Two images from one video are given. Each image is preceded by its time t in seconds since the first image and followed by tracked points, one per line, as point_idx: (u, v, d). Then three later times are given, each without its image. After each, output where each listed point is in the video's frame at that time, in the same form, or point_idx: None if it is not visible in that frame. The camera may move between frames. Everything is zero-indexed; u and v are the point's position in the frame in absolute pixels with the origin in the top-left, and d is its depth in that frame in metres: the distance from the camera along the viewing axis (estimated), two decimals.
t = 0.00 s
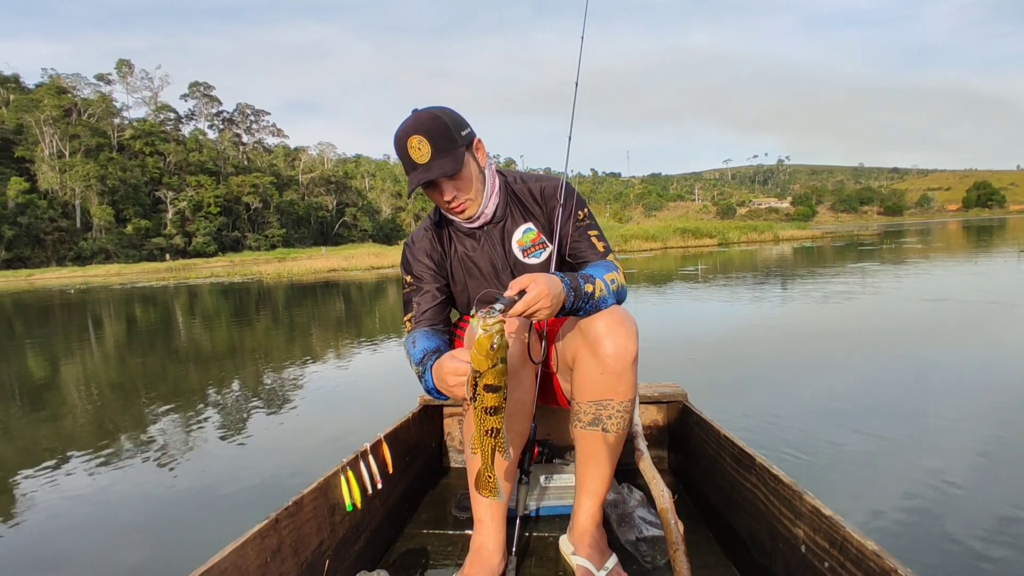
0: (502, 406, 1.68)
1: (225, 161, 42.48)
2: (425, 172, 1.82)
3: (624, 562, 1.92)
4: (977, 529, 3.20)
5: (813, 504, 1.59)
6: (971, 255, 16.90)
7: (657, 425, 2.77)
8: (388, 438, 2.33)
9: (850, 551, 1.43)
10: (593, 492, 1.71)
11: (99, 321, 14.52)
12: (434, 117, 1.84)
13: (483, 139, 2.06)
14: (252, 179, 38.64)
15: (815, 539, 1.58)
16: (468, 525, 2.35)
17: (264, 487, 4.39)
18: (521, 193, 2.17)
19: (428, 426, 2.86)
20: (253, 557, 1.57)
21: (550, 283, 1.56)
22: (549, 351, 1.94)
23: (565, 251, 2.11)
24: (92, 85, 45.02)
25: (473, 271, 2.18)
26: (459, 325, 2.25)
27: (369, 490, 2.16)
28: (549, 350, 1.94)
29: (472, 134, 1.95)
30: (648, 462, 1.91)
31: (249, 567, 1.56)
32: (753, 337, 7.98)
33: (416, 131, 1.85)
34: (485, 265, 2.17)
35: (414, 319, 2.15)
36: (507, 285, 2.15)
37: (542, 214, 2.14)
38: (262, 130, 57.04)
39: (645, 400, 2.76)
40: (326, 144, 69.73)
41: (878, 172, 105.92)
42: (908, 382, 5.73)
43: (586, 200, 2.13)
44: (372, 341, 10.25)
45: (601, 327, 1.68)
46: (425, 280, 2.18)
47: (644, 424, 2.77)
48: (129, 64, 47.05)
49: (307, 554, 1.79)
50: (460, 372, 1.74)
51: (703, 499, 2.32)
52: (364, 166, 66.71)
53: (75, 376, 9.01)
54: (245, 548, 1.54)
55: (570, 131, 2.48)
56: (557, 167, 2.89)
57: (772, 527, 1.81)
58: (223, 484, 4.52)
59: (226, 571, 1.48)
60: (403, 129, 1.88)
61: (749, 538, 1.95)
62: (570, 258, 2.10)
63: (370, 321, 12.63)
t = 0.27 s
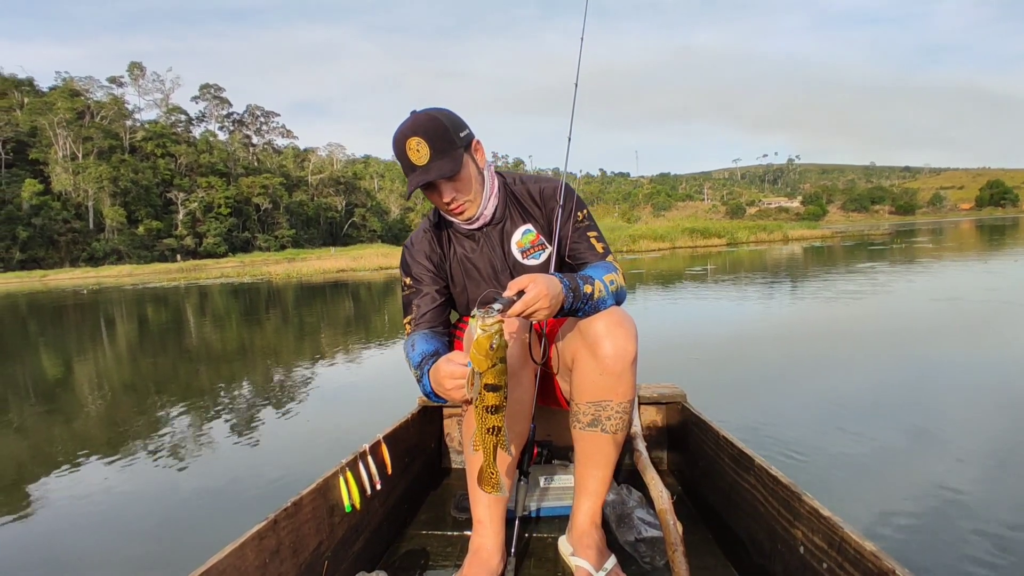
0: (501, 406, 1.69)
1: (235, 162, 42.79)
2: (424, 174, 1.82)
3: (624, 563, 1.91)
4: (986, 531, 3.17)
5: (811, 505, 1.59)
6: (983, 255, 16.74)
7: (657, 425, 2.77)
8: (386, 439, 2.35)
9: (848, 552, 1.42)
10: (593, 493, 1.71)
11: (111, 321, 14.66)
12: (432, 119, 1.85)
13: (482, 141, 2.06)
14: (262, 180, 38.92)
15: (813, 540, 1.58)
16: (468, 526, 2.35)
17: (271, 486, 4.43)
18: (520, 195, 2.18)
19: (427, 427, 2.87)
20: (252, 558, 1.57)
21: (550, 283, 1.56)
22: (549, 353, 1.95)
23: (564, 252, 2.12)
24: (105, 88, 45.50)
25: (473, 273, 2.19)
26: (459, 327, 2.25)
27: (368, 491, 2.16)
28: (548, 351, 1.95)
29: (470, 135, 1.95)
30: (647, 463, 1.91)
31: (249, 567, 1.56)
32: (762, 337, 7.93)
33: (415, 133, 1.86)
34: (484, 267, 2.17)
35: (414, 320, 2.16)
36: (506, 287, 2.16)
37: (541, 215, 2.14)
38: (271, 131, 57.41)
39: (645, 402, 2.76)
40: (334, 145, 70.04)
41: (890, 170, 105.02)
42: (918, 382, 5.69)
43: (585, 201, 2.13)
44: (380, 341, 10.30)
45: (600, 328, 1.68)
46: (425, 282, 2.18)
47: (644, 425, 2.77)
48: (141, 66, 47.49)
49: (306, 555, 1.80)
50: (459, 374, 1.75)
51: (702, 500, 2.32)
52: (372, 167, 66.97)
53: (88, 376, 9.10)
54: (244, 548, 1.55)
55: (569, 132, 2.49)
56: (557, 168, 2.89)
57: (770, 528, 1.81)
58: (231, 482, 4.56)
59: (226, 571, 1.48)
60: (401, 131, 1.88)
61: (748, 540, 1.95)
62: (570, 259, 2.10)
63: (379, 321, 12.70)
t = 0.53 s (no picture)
0: (498, 407, 1.69)
1: (246, 163, 43.11)
2: (423, 175, 1.82)
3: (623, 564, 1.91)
4: (997, 535, 3.13)
5: (809, 505, 1.58)
6: (998, 254, 16.52)
7: (657, 426, 2.77)
8: (386, 440, 2.36)
9: (846, 553, 1.41)
10: (592, 494, 1.71)
11: (124, 321, 14.83)
12: (431, 119, 1.85)
13: (480, 142, 2.06)
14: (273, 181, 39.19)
15: (811, 541, 1.57)
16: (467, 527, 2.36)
17: (279, 485, 4.46)
18: (519, 196, 2.18)
19: (427, 428, 2.88)
20: (250, 558, 1.58)
21: (547, 284, 1.56)
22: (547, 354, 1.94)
23: (563, 252, 2.12)
24: (118, 90, 45.97)
25: (473, 274, 2.19)
26: (459, 328, 2.25)
27: (367, 492, 2.17)
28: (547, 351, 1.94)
29: (470, 135, 1.96)
30: (646, 464, 1.90)
31: (247, 568, 1.57)
32: (773, 337, 7.86)
33: (414, 133, 1.86)
34: (484, 268, 2.17)
35: (414, 321, 2.16)
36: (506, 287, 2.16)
37: (541, 215, 2.14)
38: (282, 132, 57.79)
39: (645, 402, 2.76)
40: (345, 145, 70.36)
41: (903, 169, 103.99)
42: (930, 382, 5.63)
43: (584, 202, 2.14)
44: (389, 341, 10.33)
45: (599, 329, 1.67)
46: (424, 283, 2.18)
47: (644, 425, 2.77)
48: (154, 68, 47.97)
49: (305, 555, 1.81)
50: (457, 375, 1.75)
51: (701, 500, 2.31)
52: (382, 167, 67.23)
53: (102, 374, 9.21)
54: (242, 550, 1.55)
55: (569, 132, 2.49)
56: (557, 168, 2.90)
57: (769, 529, 1.80)
58: (239, 481, 4.60)
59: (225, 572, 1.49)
60: (401, 131, 1.89)
61: (747, 540, 1.94)
62: (569, 259, 2.10)
63: (388, 321, 12.75)
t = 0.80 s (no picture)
0: (496, 409, 1.69)
1: (257, 164, 43.42)
2: (424, 176, 1.83)
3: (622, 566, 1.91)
4: (1010, 537, 3.09)
5: (808, 507, 1.58)
6: (1012, 254, 16.38)
7: (658, 426, 2.77)
8: (386, 441, 2.37)
9: (845, 554, 1.41)
10: (591, 495, 1.71)
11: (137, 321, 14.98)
12: (432, 120, 1.86)
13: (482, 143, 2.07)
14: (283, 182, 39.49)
15: (811, 542, 1.56)
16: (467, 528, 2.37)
17: (287, 485, 4.49)
18: (520, 197, 2.19)
19: (427, 430, 2.90)
20: (249, 559, 1.59)
21: (545, 286, 1.56)
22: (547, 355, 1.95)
23: (564, 254, 2.12)
24: (131, 92, 46.45)
25: (473, 275, 2.20)
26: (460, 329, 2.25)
27: (367, 493, 2.18)
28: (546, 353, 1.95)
29: (471, 137, 1.97)
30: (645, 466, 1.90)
31: (246, 569, 1.58)
32: (782, 338, 7.81)
33: (416, 134, 1.87)
34: (484, 269, 2.18)
35: (415, 323, 2.16)
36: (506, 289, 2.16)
37: (541, 217, 2.15)
38: (292, 133, 58.18)
39: (645, 404, 2.76)
40: (354, 147, 70.72)
41: (915, 169, 103.11)
42: (941, 384, 5.58)
43: (584, 203, 2.14)
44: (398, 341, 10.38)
45: (598, 330, 1.67)
46: (425, 284, 2.19)
47: (644, 427, 2.78)
48: (166, 71, 48.44)
49: (305, 556, 1.82)
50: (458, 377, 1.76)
51: (700, 501, 2.31)
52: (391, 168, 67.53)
53: (115, 374, 9.32)
54: (241, 551, 1.56)
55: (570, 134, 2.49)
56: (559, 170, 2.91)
57: (768, 530, 1.79)
58: (247, 481, 4.63)
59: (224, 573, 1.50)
60: (402, 133, 1.89)
61: (746, 542, 1.93)
62: (570, 260, 2.10)
63: (398, 322, 12.80)
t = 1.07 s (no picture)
0: (498, 410, 1.69)
1: (267, 166, 43.72)
2: (426, 177, 1.84)
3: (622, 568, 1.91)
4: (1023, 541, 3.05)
5: (808, 509, 1.57)
6: None
7: (658, 428, 2.78)
8: (386, 443, 2.38)
9: (845, 555, 1.40)
10: (591, 497, 1.71)
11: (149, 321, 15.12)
12: (434, 122, 1.87)
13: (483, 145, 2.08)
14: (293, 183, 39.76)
15: (811, 544, 1.55)
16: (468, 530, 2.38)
17: (294, 485, 4.52)
18: (521, 200, 2.19)
19: (428, 431, 2.91)
20: (249, 561, 1.59)
21: (546, 287, 1.57)
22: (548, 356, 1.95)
23: (565, 256, 2.11)
24: (143, 95, 46.89)
25: (475, 278, 2.21)
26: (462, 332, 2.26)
27: (367, 495, 2.19)
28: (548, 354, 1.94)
29: (473, 139, 1.97)
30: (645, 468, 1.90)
31: (247, 571, 1.58)
32: (791, 339, 7.76)
33: (418, 135, 1.87)
34: (485, 272, 2.19)
35: (417, 325, 2.17)
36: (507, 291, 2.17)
37: (541, 219, 2.15)
38: (302, 134, 58.52)
39: (645, 406, 2.76)
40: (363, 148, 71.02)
41: (927, 169, 102.27)
42: (952, 385, 5.53)
43: (585, 205, 2.14)
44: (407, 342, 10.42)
45: (599, 332, 1.68)
46: (426, 286, 2.20)
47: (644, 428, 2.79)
48: (177, 74, 48.86)
49: (306, 558, 1.82)
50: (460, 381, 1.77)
51: (700, 503, 2.30)
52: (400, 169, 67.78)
53: (128, 373, 9.41)
54: (242, 552, 1.57)
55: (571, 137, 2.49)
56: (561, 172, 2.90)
57: (768, 532, 1.78)
58: (255, 480, 4.66)
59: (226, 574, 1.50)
60: (404, 134, 1.90)
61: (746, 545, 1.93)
62: (571, 263, 2.10)
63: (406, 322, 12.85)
